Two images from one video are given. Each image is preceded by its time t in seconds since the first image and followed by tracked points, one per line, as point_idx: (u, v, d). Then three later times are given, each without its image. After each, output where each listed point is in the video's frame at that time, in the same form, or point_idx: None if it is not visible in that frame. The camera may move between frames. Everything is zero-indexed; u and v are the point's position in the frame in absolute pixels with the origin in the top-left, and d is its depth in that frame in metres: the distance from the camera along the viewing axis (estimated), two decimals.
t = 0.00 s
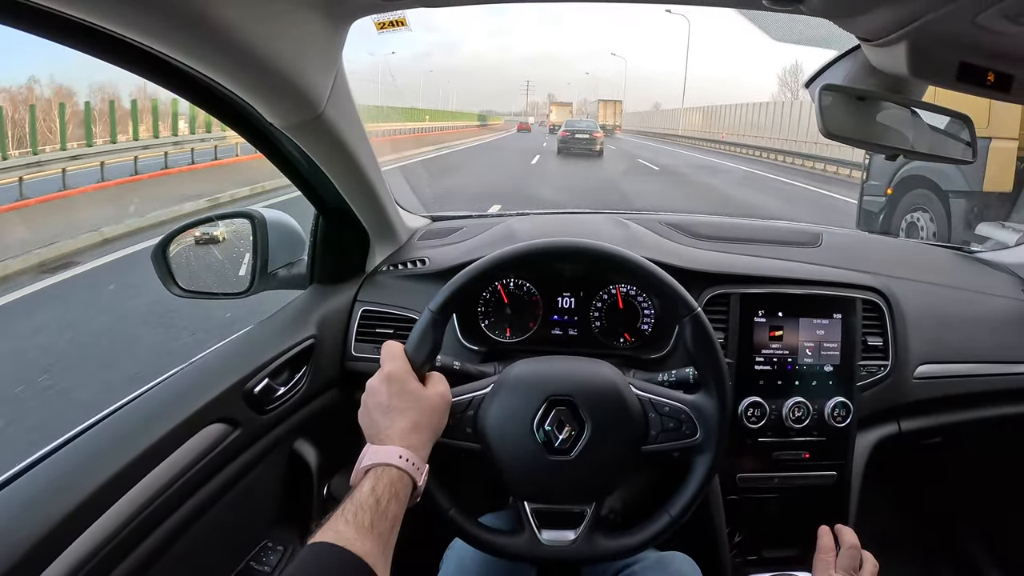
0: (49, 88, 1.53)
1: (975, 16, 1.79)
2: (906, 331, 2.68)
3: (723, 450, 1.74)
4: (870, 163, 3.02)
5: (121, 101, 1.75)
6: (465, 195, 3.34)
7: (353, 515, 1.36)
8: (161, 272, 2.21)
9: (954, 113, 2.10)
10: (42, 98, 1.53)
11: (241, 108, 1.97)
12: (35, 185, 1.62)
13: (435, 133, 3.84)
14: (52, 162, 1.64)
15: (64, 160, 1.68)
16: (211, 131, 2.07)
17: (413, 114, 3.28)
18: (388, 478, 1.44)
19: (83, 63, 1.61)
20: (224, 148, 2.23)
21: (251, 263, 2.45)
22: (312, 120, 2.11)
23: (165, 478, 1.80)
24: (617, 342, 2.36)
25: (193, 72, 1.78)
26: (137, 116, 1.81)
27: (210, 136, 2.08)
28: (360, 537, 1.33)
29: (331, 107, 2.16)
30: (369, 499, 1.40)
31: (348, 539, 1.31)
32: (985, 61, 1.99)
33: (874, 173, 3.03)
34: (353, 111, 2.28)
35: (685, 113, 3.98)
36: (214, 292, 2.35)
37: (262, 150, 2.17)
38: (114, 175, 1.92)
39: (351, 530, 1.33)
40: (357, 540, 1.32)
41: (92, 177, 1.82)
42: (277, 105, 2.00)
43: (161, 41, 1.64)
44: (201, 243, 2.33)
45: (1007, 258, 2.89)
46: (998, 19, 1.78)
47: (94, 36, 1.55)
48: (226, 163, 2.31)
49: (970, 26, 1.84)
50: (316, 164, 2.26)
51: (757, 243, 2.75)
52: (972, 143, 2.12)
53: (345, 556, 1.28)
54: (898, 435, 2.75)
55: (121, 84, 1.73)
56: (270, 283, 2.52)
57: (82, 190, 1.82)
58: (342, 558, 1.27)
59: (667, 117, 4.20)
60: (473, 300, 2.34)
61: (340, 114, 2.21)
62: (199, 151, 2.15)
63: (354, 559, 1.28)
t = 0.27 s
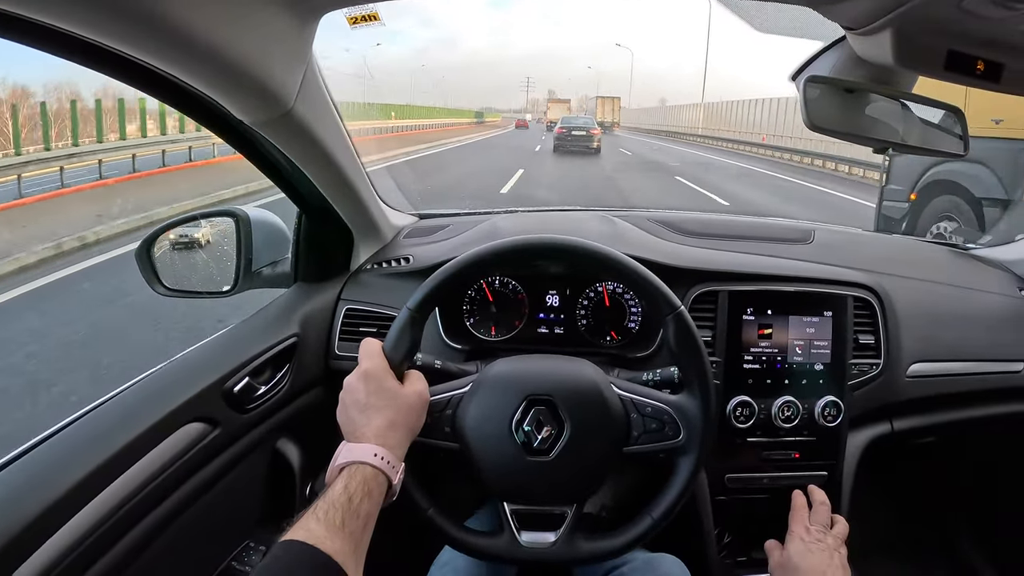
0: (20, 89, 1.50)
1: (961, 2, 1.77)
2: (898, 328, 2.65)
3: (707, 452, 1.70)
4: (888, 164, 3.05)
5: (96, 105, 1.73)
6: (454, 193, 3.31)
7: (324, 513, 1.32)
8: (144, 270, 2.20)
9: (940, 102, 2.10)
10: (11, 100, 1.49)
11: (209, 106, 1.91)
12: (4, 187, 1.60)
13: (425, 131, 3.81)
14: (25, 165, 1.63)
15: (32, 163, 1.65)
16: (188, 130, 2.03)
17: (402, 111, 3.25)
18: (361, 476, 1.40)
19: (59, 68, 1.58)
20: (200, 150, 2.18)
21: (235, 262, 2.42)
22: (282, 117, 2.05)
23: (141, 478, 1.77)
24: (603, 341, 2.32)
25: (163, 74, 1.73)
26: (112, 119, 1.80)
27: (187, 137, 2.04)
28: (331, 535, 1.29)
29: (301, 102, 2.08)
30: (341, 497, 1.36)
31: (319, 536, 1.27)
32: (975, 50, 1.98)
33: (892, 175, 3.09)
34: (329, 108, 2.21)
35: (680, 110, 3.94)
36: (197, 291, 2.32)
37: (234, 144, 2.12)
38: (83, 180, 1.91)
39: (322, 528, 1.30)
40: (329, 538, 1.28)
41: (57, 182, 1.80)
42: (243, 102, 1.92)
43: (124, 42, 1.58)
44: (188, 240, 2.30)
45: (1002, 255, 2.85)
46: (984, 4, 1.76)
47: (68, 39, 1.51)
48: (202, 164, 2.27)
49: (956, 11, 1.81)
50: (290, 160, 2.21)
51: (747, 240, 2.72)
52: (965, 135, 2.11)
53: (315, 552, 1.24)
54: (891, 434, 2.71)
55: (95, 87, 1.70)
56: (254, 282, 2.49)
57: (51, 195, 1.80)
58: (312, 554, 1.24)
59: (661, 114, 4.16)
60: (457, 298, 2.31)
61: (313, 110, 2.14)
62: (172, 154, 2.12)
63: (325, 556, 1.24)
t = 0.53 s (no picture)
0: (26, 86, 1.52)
1: (964, 7, 1.80)
2: (898, 325, 2.67)
3: (712, 448, 1.72)
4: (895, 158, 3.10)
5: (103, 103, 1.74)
6: (458, 190, 3.33)
7: (337, 509, 1.34)
8: (151, 268, 2.21)
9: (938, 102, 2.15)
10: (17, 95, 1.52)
11: (224, 105, 1.92)
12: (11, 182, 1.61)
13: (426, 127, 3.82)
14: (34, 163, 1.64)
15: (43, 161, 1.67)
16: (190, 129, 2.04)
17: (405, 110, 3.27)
18: (373, 473, 1.42)
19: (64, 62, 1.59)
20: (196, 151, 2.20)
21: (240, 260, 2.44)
22: (296, 116, 2.07)
23: (152, 475, 1.79)
24: (608, 337, 2.35)
25: (176, 72, 1.74)
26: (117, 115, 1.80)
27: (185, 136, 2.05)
28: (345, 531, 1.31)
29: (313, 100, 2.10)
30: (353, 494, 1.38)
31: (332, 533, 1.29)
32: (976, 53, 2.00)
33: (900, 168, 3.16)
34: (338, 104, 2.23)
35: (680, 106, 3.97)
36: (203, 288, 2.35)
37: (245, 142, 2.13)
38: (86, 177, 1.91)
39: (336, 525, 1.31)
40: (342, 534, 1.30)
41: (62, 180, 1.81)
42: (259, 102, 1.95)
43: (139, 41, 1.60)
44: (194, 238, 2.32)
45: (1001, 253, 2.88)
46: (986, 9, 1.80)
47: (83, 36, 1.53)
48: (200, 164, 2.31)
49: (958, 17, 1.85)
50: (300, 158, 2.22)
51: (749, 237, 2.75)
52: (960, 136, 2.17)
53: (329, 551, 1.26)
54: (891, 430, 2.74)
55: (102, 86, 1.71)
56: (259, 279, 2.51)
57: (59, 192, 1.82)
58: (327, 551, 1.26)
59: (662, 109, 4.18)
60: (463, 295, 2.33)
61: (324, 107, 2.16)
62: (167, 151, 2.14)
63: (339, 554, 1.26)
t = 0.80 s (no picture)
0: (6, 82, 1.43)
1: None
2: (902, 323, 2.59)
3: (711, 454, 1.63)
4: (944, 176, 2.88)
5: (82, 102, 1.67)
6: (449, 187, 3.25)
7: (306, 518, 1.26)
8: (132, 265, 2.12)
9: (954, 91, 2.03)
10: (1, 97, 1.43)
11: (189, 88, 1.81)
12: None
13: (418, 127, 3.74)
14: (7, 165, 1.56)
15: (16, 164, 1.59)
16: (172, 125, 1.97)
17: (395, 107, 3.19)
18: (345, 478, 1.34)
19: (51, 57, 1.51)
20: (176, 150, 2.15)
21: (224, 257, 2.35)
22: (267, 101, 1.95)
23: (125, 478, 1.70)
24: (602, 336, 2.26)
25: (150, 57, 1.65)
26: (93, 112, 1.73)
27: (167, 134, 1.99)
28: (314, 540, 1.23)
29: (286, 84, 1.98)
30: (323, 502, 1.30)
31: (300, 544, 1.22)
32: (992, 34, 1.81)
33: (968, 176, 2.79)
34: (315, 90, 2.11)
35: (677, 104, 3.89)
36: (186, 286, 2.24)
37: (217, 130, 2.03)
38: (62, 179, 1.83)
39: (304, 535, 1.24)
40: (310, 545, 1.22)
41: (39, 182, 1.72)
42: (222, 82, 1.82)
43: (111, 27, 1.51)
44: (176, 234, 2.22)
45: (1007, 250, 2.79)
46: None
47: (59, 22, 1.44)
48: (182, 165, 2.23)
49: None
50: (275, 146, 2.11)
51: (748, 233, 2.66)
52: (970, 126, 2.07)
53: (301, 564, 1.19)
54: (895, 432, 2.66)
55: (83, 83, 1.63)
56: (242, 277, 2.42)
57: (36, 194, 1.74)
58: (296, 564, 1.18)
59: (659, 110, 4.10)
60: (452, 293, 2.25)
61: (299, 93, 2.04)
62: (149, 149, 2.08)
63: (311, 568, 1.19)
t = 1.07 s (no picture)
0: None
1: None
2: (921, 311, 2.48)
3: (731, 445, 1.52)
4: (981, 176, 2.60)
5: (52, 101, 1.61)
6: (449, 174, 3.13)
7: (272, 505, 1.18)
8: (122, 251, 2.07)
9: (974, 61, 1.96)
10: None
11: (178, 60, 1.69)
12: None
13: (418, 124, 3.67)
14: None
15: None
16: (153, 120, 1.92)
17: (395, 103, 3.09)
18: (312, 459, 1.28)
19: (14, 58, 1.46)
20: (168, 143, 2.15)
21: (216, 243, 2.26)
22: (259, 72, 1.82)
23: (104, 470, 1.60)
24: (611, 325, 2.17)
25: (141, 24, 1.54)
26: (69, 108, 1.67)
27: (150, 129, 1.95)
28: (280, 528, 1.14)
29: (273, 46, 1.80)
30: (290, 485, 1.23)
31: (263, 530, 1.13)
32: None
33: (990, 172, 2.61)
34: (314, 69, 1.98)
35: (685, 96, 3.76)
36: (177, 273, 2.18)
37: (207, 105, 1.91)
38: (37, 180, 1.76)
39: (268, 522, 1.15)
40: (275, 529, 1.14)
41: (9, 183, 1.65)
42: (210, 49, 1.68)
43: None
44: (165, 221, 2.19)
45: None
46: None
47: None
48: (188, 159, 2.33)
49: None
50: (269, 123, 2.00)
51: (761, 220, 2.55)
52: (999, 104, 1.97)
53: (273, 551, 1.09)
54: (912, 425, 2.56)
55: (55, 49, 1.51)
56: (237, 263, 2.31)
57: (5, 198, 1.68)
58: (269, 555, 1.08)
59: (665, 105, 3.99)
60: (454, 279, 2.15)
61: (297, 67, 1.91)
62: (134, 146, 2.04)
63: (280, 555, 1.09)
